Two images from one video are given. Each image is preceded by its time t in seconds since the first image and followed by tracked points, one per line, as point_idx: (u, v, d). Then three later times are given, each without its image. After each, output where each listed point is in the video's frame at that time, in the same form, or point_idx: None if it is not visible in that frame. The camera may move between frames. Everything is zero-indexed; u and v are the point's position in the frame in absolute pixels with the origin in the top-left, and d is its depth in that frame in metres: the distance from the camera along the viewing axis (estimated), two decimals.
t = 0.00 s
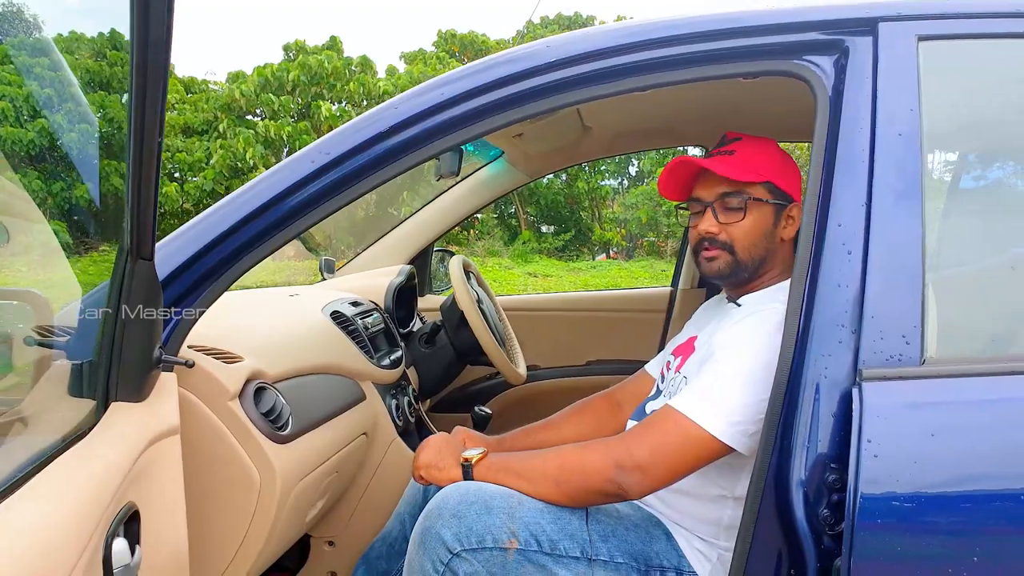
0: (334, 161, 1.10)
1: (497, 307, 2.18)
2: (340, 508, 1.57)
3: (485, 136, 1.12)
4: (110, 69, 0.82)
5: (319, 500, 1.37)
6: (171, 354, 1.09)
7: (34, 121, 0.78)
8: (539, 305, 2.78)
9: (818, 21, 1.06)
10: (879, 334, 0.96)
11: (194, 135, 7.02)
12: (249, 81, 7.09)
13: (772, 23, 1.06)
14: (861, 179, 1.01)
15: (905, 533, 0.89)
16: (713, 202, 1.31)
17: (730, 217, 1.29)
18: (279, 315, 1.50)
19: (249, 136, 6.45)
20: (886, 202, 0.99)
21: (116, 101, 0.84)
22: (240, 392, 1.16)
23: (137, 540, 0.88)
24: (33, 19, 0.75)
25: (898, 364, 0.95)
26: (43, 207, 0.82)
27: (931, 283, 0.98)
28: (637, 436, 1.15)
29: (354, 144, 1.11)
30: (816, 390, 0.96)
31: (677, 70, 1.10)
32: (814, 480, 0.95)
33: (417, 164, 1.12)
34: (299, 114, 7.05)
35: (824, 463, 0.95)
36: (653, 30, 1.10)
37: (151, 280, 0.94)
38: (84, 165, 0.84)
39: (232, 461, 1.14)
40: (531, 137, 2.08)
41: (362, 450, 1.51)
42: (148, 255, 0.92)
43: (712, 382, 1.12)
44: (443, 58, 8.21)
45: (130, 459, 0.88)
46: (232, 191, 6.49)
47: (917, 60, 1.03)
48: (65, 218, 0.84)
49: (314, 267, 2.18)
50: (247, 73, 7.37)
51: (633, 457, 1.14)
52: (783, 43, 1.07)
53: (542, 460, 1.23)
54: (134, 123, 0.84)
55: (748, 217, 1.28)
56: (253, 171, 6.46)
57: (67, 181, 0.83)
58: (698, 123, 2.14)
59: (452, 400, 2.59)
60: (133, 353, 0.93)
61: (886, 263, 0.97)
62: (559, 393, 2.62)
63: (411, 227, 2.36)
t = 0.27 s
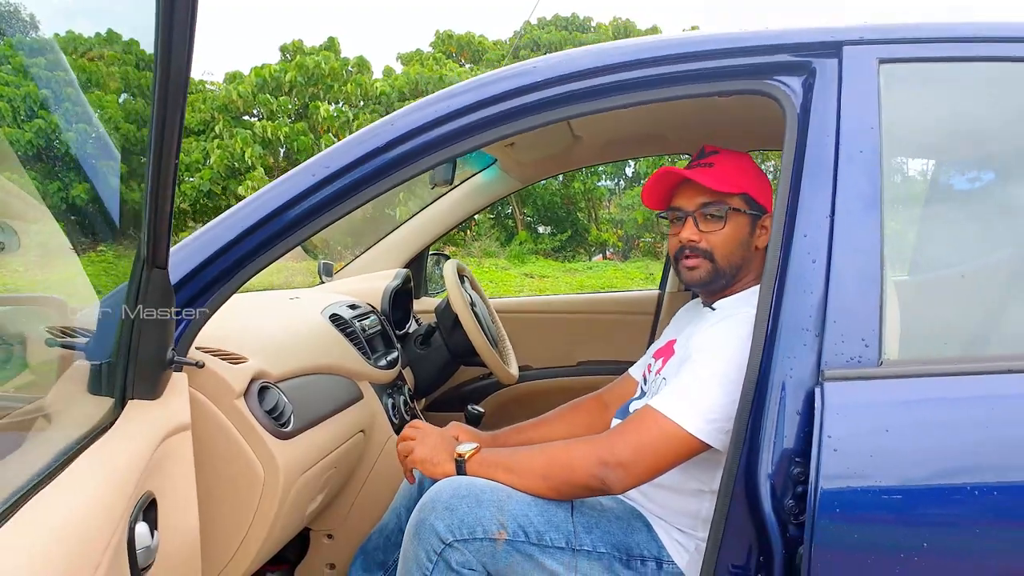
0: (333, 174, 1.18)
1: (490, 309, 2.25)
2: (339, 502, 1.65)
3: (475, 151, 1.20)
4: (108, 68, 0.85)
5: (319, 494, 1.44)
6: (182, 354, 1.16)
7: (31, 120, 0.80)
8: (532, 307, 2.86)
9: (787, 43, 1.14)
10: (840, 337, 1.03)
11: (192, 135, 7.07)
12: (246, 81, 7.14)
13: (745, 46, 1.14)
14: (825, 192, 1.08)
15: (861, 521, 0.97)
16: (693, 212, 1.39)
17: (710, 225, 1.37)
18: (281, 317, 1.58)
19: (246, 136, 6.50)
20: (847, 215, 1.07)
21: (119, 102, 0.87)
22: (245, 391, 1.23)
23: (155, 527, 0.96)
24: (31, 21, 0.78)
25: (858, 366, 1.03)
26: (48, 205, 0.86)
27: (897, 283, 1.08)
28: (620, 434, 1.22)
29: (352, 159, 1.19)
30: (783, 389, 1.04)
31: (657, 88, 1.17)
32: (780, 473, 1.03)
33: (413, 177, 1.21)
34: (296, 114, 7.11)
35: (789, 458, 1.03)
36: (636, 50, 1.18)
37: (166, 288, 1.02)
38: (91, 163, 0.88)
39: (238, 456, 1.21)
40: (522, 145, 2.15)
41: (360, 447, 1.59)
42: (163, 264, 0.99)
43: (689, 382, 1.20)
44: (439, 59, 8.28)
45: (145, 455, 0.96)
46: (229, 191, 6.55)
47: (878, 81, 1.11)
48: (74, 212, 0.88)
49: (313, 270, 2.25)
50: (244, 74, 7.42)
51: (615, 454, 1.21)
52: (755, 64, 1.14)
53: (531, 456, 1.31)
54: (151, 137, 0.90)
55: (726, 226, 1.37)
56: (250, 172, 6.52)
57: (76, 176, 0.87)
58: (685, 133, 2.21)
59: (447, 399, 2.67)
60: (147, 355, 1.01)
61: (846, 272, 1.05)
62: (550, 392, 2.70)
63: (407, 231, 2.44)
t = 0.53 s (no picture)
0: (340, 180, 1.25)
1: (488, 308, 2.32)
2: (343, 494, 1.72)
3: (475, 158, 1.27)
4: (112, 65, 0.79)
5: (326, 485, 1.51)
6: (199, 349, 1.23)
7: None
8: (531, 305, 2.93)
9: (772, 56, 1.20)
10: (820, 334, 1.10)
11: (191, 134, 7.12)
12: (246, 81, 7.19)
13: (732, 58, 1.21)
14: (806, 197, 1.15)
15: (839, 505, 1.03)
16: (676, 216, 1.47)
17: (692, 229, 1.45)
18: (289, 315, 1.64)
19: (246, 135, 6.55)
20: (827, 218, 1.14)
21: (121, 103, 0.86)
22: (257, 385, 1.29)
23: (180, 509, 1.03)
24: None
25: (837, 361, 1.09)
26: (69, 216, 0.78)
27: (875, 284, 1.13)
28: (616, 427, 1.29)
29: (358, 166, 1.25)
30: (766, 383, 1.10)
31: (649, 98, 1.24)
32: (764, 462, 1.09)
33: (416, 182, 1.27)
34: (295, 114, 7.17)
35: (772, 447, 1.09)
36: (629, 62, 1.25)
37: (186, 288, 1.08)
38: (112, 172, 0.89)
39: (251, 447, 1.27)
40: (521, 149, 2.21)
41: (365, 440, 1.65)
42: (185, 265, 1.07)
43: (679, 377, 1.26)
44: (438, 59, 8.35)
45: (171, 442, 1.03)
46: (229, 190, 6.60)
47: (857, 91, 1.18)
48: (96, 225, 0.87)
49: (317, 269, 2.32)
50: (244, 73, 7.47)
51: (611, 445, 1.28)
52: (741, 75, 1.21)
53: (531, 448, 1.37)
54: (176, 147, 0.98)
55: (708, 229, 1.44)
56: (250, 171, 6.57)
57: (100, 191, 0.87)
58: (679, 138, 2.28)
59: (447, 395, 2.73)
60: (168, 350, 1.08)
61: (826, 272, 1.12)
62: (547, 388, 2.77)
63: (409, 231, 2.50)
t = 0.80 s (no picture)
0: (349, 178, 1.30)
1: (489, 303, 2.37)
2: (350, 483, 1.79)
3: (478, 156, 1.32)
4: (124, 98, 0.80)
5: (333, 473, 1.56)
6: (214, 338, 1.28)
7: None
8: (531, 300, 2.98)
9: (763, 59, 1.26)
10: (808, 325, 1.15)
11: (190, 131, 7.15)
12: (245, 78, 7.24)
13: (725, 61, 1.26)
14: (795, 195, 1.20)
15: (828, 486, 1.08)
16: (658, 214, 1.53)
17: (672, 226, 1.51)
18: (297, 309, 1.70)
19: (245, 133, 6.58)
20: (816, 215, 1.19)
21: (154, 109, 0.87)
22: (268, 375, 1.34)
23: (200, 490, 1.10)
24: None
25: (824, 350, 1.14)
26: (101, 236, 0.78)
27: (864, 278, 1.19)
28: (614, 419, 1.34)
29: (366, 163, 1.30)
30: (756, 372, 1.15)
31: (646, 99, 1.29)
32: (754, 448, 1.14)
33: (422, 180, 1.32)
34: (295, 111, 7.21)
35: (763, 434, 1.14)
36: (627, 64, 1.29)
37: (202, 282, 1.13)
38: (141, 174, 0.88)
39: (262, 437, 1.33)
40: (521, 148, 2.26)
41: (370, 430, 1.70)
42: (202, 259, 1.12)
43: (673, 368, 1.32)
44: (436, 57, 8.40)
45: (189, 428, 1.09)
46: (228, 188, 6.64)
47: (844, 93, 1.23)
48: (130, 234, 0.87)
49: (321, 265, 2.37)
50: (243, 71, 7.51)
51: (609, 437, 1.32)
52: (734, 77, 1.26)
53: (532, 436, 1.43)
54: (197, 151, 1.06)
55: (688, 226, 1.50)
56: (249, 168, 6.61)
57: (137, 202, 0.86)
58: (676, 138, 2.33)
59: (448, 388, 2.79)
60: (186, 339, 1.14)
61: (813, 267, 1.17)
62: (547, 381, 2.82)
63: (410, 228, 2.56)
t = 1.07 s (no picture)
0: (355, 174, 1.34)
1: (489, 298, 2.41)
2: (353, 474, 1.86)
3: (480, 153, 1.36)
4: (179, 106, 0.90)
5: (337, 462, 1.60)
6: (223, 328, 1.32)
7: None
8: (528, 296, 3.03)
9: (754, 59, 1.30)
10: (796, 316, 1.20)
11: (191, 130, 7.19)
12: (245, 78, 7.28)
13: (718, 60, 1.31)
14: (785, 190, 1.25)
15: (814, 473, 1.12)
16: (657, 205, 1.58)
17: (670, 217, 1.56)
18: (301, 302, 1.74)
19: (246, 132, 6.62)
20: (804, 210, 1.23)
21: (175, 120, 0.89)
22: (275, 364, 1.39)
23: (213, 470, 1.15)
24: None
25: (811, 340, 1.19)
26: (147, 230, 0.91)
27: (851, 273, 1.24)
28: (610, 403, 1.38)
29: (371, 160, 1.35)
30: (746, 360, 1.20)
31: (642, 97, 1.33)
32: (744, 433, 1.19)
33: (425, 176, 1.36)
34: (295, 111, 7.25)
35: (752, 420, 1.19)
36: (623, 64, 1.34)
37: (213, 274, 1.18)
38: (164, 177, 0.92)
39: (269, 423, 1.37)
40: (519, 145, 2.30)
41: (373, 421, 1.75)
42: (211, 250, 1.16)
43: (667, 355, 1.36)
44: (436, 56, 8.44)
45: (202, 413, 1.13)
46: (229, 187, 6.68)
47: (831, 92, 1.28)
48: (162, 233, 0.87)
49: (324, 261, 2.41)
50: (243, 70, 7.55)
51: (604, 419, 1.37)
52: (726, 77, 1.31)
53: (532, 420, 1.48)
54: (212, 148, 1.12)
55: (685, 219, 1.55)
56: (250, 167, 6.65)
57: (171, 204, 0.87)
58: (672, 137, 2.38)
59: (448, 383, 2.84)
60: (198, 328, 1.18)
61: (801, 260, 1.22)
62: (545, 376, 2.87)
63: (411, 225, 2.60)
